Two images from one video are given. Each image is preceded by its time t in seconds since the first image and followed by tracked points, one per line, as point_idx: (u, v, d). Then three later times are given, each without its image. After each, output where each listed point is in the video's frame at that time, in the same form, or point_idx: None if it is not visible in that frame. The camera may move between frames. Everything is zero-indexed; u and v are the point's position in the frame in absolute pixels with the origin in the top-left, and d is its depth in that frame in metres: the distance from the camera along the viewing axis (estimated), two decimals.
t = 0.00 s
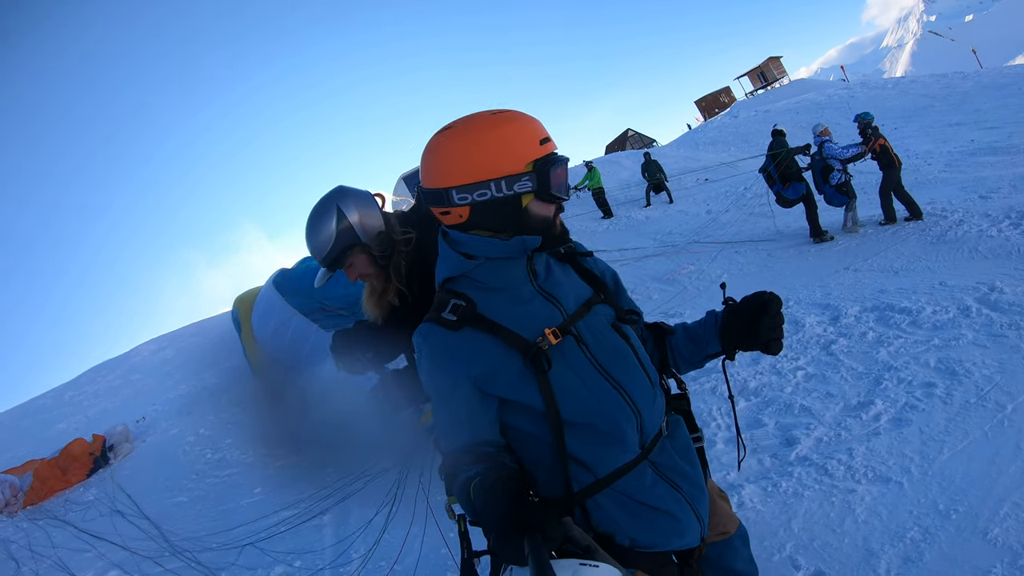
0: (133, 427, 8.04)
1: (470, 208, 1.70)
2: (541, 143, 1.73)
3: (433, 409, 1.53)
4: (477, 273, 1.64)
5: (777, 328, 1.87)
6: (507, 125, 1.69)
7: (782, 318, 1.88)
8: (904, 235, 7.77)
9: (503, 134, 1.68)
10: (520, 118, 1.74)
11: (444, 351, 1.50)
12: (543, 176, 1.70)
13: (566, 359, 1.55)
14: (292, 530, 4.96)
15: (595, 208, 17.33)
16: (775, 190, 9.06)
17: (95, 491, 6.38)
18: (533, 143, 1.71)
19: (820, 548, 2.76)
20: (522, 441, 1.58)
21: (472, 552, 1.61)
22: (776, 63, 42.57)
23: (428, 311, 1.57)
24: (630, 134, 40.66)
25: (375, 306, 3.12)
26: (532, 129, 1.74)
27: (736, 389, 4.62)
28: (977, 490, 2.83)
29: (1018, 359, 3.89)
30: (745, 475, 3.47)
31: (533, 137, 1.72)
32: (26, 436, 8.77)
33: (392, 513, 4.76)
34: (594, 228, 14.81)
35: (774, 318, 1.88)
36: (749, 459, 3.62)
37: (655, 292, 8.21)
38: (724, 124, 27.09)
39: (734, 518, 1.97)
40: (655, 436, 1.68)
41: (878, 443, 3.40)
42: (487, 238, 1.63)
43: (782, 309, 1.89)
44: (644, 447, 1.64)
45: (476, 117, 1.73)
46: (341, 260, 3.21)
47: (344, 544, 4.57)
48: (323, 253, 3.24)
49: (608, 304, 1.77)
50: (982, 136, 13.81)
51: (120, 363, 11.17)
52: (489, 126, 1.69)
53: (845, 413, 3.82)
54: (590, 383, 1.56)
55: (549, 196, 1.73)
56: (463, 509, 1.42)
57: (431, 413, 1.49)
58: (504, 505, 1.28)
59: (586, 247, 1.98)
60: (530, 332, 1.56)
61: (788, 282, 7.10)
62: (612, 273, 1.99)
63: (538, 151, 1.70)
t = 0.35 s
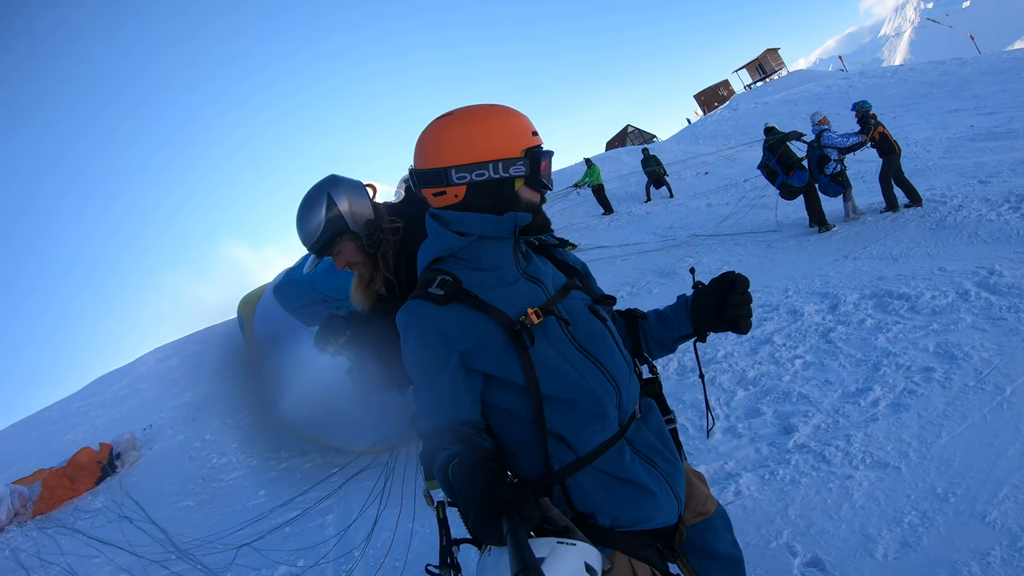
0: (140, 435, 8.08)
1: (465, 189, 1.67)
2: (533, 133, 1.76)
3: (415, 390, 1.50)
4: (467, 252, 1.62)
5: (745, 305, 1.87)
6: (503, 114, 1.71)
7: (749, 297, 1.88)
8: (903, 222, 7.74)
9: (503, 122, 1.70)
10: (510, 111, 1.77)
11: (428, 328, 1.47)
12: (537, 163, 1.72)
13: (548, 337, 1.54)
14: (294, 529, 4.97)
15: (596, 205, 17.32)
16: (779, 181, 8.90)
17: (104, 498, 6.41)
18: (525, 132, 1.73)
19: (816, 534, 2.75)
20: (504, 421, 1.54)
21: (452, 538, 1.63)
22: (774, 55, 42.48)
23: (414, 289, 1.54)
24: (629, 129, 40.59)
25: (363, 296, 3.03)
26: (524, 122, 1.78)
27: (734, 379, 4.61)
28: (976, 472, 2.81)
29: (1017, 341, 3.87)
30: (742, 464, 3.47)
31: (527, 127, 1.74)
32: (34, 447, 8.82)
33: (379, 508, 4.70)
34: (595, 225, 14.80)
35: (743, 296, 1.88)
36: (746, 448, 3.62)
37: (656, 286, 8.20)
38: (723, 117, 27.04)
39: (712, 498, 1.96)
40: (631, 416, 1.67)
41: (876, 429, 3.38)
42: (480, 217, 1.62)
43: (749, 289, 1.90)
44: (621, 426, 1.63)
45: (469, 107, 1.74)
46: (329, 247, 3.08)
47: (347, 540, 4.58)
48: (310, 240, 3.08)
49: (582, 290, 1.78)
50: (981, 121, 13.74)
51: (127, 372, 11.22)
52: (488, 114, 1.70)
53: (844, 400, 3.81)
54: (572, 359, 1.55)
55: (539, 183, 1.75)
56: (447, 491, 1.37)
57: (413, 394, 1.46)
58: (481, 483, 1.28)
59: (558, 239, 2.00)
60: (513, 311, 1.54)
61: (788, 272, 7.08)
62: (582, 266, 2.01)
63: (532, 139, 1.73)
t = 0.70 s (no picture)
0: (149, 441, 8.12)
1: (428, 206, 1.68)
2: (495, 150, 1.78)
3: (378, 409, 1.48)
4: (430, 269, 1.62)
5: (716, 321, 1.83)
6: (465, 131, 1.73)
7: (720, 312, 1.83)
8: (912, 214, 7.59)
9: (466, 137, 1.72)
10: (474, 128, 1.79)
11: (390, 347, 1.46)
12: (499, 178, 1.73)
13: (510, 356, 1.52)
14: (297, 536, 4.94)
15: (604, 202, 17.21)
16: (791, 177, 8.67)
17: (115, 505, 6.45)
18: (488, 149, 1.75)
19: (811, 544, 2.67)
20: (468, 441, 1.52)
21: (422, 560, 1.61)
22: (783, 46, 42.04)
23: (376, 309, 1.53)
24: (638, 125, 40.37)
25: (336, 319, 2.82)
26: (487, 139, 1.80)
27: (736, 380, 4.54)
28: (979, 479, 2.72)
29: None
30: (740, 470, 3.40)
31: (490, 144, 1.77)
32: (47, 454, 8.91)
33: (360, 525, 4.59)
34: (604, 222, 14.69)
35: (713, 311, 1.84)
36: (745, 452, 3.55)
37: (663, 284, 8.10)
38: (733, 109, 26.76)
39: (687, 514, 1.91)
40: (600, 433, 1.64)
41: (877, 432, 3.30)
42: (443, 234, 1.61)
43: (721, 304, 1.85)
44: (589, 444, 1.60)
45: (433, 124, 1.76)
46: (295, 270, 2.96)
47: (345, 544, 4.57)
48: (278, 266, 3.05)
49: (548, 308, 1.76)
50: (994, 108, 13.48)
51: (139, 378, 11.30)
52: (451, 130, 1.73)
53: (846, 402, 3.72)
54: (535, 377, 1.53)
55: (502, 200, 1.75)
56: (411, 512, 1.35)
57: (375, 414, 1.44)
58: (448, 503, 1.24)
59: (525, 257, 1.98)
60: (475, 330, 1.52)
61: (795, 267, 6.97)
62: (549, 282, 1.99)
63: (494, 155, 1.75)
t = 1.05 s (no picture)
0: (166, 440, 8.21)
1: (438, 207, 1.68)
2: (506, 150, 1.78)
3: (392, 410, 1.49)
4: (441, 270, 1.62)
5: (728, 317, 1.82)
6: (474, 131, 1.73)
7: (733, 308, 1.83)
8: (927, 207, 7.51)
9: (475, 137, 1.72)
10: (484, 128, 1.79)
11: (402, 347, 1.47)
12: (509, 178, 1.73)
13: (522, 355, 1.52)
14: (312, 535, 4.98)
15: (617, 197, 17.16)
16: (808, 168, 8.59)
17: (132, 504, 6.53)
18: (497, 148, 1.75)
19: (826, 542, 2.66)
20: (481, 441, 1.52)
21: (439, 559, 1.62)
22: (795, 38, 41.66)
23: (388, 310, 1.54)
24: (651, 119, 40.17)
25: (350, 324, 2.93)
26: (496, 139, 1.80)
27: (751, 376, 4.52)
28: (995, 477, 2.69)
29: None
30: (754, 467, 3.39)
31: (499, 143, 1.77)
32: (67, 453, 9.03)
33: (376, 527, 4.61)
34: (617, 217, 14.64)
35: (725, 307, 1.83)
36: (760, 449, 3.54)
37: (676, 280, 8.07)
38: (746, 103, 26.56)
39: (701, 513, 1.91)
40: (612, 432, 1.64)
41: (893, 429, 3.27)
42: (453, 235, 1.62)
43: (733, 300, 1.84)
44: (602, 443, 1.60)
45: (442, 125, 1.77)
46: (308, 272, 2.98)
47: (360, 544, 4.60)
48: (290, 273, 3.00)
49: (559, 307, 1.76)
50: (1010, 99, 13.29)
51: (156, 378, 11.42)
52: (461, 130, 1.73)
53: (861, 398, 3.69)
54: (547, 377, 1.53)
55: (512, 199, 1.76)
56: (426, 513, 1.36)
57: (390, 415, 1.45)
58: (463, 505, 1.24)
59: (537, 256, 1.98)
60: (487, 330, 1.53)
61: (810, 262, 6.92)
62: (561, 282, 1.99)
63: (504, 155, 1.75)
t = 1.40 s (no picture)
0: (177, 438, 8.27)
1: (448, 202, 1.68)
2: (515, 145, 1.79)
3: (405, 405, 1.50)
4: (452, 266, 1.63)
5: (740, 312, 1.82)
6: (486, 127, 1.75)
7: (744, 302, 1.83)
8: (938, 204, 7.46)
9: (485, 132, 1.73)
10: (494, 124, 1.80)
11: (414, 342, 1.47)
12: (519, 173, 1.74)
13: (534, 350, 1.52)
14: (322, 532, 5.01)
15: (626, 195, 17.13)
16: (816, 164, 8.51)
17: (142, 501, 6.58)
18: (506, 143, 1.76)
19: (837, 539, 2.65)
20: (494, 435, 1.53)
21: (453, 554, 1.63)
22: (805, 35, 41.41)
23: (399, 307, 1.55)
24: (660, 117, 40.07)
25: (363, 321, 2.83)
26: (505, 134, 1.81)
27: (762, 374, 4.51)
28: (1007, 474, 2.68)
29: None
30: (765, 464, 3.38)
31: (509, 138, 1.77)
32: (79, 450, 9.10)
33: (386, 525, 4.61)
34: (626, 216, 14.61)
35: (737, 302, 1.83)
36: (771, 446, 3.53)
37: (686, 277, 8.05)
38: (755, 100, 26.43)
39: (713, 508, 1.91)
40: (624, 427, 1.64)
41: (904, 426, 3.25)
42: (464, 230, 1.63)
43: (745, 293, 1.84)
44: (614, 437, 1.60)
45: (453, 121, 1.78)
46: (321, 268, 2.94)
47: (370, 542, 4.61)
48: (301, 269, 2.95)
49: (570, 302, 1.76)
50: (1022, 95, 13.17)
51: (167, 375, 11.50)
52: (471, 125, 1.74)
53: (872, 395, 3.67)
54: (560, 372, 1.53)
55: (522, 194, 1.76)
56: (439, 508, 1.36)
57: (403, 411, 1.46)
58: (476, 499, 1.25)
59: (548, 251, 1.99)
60: (499, 325, 1.53)
61: (820, 260, 6.89)
62: (573, 276, 1.99)
63: (513, 150, 1.76)
